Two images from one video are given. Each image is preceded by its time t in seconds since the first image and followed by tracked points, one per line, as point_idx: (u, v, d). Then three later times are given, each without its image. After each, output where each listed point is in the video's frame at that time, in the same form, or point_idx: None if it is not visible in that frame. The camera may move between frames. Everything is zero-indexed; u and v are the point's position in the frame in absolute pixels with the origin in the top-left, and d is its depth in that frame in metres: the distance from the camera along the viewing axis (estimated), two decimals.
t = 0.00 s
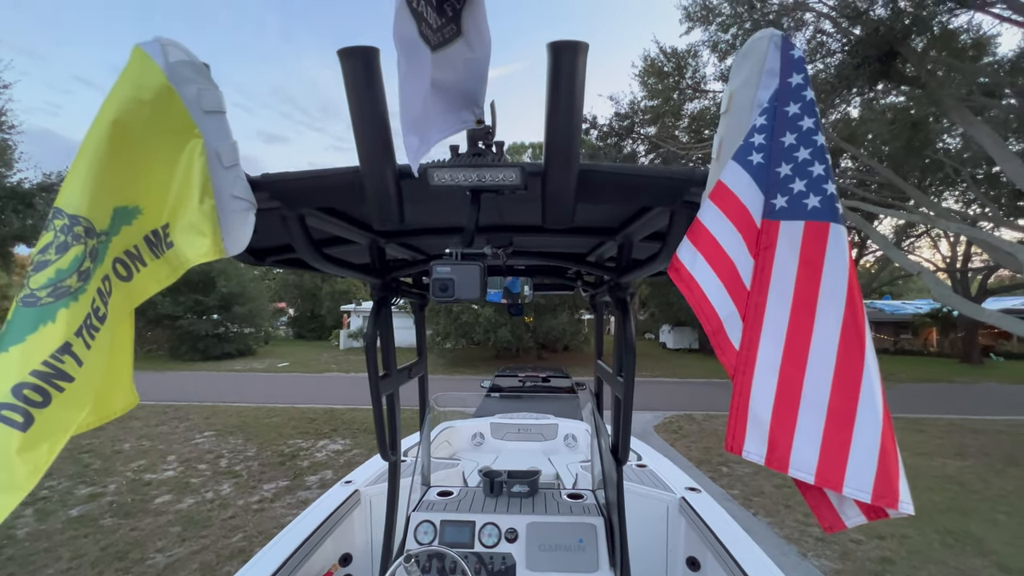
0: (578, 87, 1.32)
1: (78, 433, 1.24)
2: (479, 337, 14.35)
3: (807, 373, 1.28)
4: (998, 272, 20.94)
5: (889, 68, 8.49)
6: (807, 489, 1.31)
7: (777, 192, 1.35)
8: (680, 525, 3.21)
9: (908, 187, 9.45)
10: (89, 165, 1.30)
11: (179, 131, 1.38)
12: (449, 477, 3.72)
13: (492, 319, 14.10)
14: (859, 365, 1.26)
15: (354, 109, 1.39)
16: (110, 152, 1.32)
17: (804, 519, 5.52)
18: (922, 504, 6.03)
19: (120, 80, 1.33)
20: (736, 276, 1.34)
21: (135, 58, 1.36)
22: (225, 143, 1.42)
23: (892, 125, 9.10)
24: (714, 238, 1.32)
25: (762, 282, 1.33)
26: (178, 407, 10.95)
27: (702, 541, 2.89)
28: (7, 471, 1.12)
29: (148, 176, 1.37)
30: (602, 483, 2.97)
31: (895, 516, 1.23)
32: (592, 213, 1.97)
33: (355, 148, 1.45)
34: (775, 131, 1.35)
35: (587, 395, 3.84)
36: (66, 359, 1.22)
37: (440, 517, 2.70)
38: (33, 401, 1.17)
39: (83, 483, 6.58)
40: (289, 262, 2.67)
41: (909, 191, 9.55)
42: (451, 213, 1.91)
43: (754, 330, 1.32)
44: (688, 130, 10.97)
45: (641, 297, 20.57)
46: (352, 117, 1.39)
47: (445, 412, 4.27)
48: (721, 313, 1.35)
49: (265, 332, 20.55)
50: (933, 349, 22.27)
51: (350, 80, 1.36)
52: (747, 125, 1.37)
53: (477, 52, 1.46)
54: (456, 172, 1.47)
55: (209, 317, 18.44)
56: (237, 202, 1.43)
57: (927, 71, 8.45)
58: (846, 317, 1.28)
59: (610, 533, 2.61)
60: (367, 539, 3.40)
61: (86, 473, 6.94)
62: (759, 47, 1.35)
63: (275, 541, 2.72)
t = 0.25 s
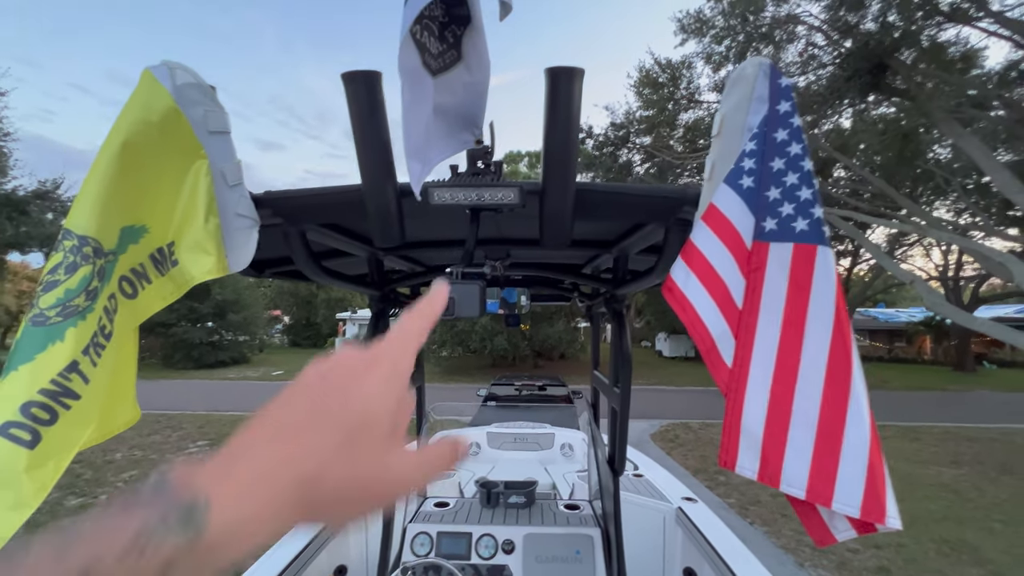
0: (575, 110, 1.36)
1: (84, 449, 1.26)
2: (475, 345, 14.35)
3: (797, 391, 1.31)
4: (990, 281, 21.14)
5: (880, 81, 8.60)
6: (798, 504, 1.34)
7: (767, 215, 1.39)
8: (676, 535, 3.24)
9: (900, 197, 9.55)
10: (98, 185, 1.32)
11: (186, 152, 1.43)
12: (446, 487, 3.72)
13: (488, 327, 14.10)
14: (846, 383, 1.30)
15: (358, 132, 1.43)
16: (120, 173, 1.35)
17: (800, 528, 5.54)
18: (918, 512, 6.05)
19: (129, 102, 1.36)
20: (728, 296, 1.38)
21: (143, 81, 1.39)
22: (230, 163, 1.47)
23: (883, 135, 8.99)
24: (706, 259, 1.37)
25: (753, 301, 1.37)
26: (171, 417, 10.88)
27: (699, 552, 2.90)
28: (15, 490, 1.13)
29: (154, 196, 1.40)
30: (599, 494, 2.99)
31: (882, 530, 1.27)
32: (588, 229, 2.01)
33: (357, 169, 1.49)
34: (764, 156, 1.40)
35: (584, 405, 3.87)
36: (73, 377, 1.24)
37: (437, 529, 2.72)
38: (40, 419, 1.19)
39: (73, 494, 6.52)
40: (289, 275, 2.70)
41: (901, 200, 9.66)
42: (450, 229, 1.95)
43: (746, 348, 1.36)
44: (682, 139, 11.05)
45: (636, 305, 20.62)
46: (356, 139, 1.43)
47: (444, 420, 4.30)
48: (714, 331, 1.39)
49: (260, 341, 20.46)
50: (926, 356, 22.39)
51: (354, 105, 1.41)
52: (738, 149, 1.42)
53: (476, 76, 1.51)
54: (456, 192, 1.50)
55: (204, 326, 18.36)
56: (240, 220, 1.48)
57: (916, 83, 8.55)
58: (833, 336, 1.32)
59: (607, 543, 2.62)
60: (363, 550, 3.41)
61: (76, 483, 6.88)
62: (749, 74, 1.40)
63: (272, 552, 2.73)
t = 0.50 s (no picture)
0: (559, 123, 1.39)
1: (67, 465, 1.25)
2: (469, 352, 14.34)
3: (776, 397, 1.34)
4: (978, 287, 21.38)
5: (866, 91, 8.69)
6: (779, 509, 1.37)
7: (745, 224, 1.42)
8: (670, 543, 3.22)
9: (888, 204, 9.68)
10: (86, 196, 1.35)
11: (176, 162, 1.40)
12: (439, 496, 3.72)
13: (482, 335, 14.10)
14: (823, 389, 1.32)
15: (346, 143, 1.44)
16: (107, 184, 1.37)
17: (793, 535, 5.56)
18: (910, 518, 6.09)
19: (119, 114, 1.37)
20: (708, 304, 1.42)
21: (134, 92, 1.39)
22: (218, 172, 1.42)
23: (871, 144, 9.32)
24: (687, 267, 1.40)
25: (733, 309, 1.40)
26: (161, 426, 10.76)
27: (692, 560, 2.89)
28: None
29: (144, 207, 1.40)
30: (592, 502, 2.99)
31: (859, 534, 1.29)
32: (576, 238, 2.03)
33: (346, 178, 1.50)
34: (742, 167, 1.43)
35: (575, 412, 3.88)
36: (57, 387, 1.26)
37: (428, 538, 2.72)
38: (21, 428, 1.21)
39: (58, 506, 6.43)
40: (279, 283, 2.70)
41: (889, 208, 9.78)
42: (440, 238, 1.96)
43: (726, 355, 1.38)
44: (674, 148, 11.15)
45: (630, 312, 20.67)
46: (344, 150, 1.45)
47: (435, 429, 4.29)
48: (695, 338, 1.42)
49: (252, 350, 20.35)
50: (918, 362, 22.57)
51: (341, 116, 1.43)
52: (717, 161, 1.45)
53: (462, 89, 1.55)
54: (443, 202, 1.52)
55: (195, 334, 18.25)
56: (229, 229, 1.42)
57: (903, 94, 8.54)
58: (809, 343, 1.35)
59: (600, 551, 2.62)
60: (353, 560, 3.40)
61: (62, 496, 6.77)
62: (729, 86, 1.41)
63: (263, 562, 2.73)
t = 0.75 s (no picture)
0: (548, 129, 1.40)
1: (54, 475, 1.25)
2: (464, 357, 14.31)
3: (761, 399, 1.35)
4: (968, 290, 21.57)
5: (855, 97, 8.78)
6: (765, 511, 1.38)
7: (730, 230, 1.44)
8: (664, 546, 3.22)
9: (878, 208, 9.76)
10: (72, 203, 1.37)
11: (165, 168, 1.40)
12: (434, 501, 3.67)
13: (477, 339, 14.07)
14: (806, 391, 1.34)
15: (336, 149, 1.45)
16: (95, 191, 1.38)
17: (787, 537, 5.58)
18: (903, 519, 6.12)
19: (107, 120, 1.38)
20: (695, 308, 1.43)
21: (123, 99, 1.40)
22: (208, 178, 1.42)
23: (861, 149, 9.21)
24: (673, 271, 1.42)
25: (719, 312, 1.41)
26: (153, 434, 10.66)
27: (686, 563, 2.90)
28: None
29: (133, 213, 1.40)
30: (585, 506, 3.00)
31: (844, 535, 1.30)
32: (567, 243, 2.04)
33: (335, 184, 1.50)
34: (727, 173, 1.46)
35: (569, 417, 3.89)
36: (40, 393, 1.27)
37: (422, 544, 2.71)
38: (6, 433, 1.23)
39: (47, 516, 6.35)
40: (270, 288, 2.69)
41: (880, 211, 9.86)
42: (431, 243, 1.97)
43: (712, 358, 1.39)
44: (667, 152, 11.19)
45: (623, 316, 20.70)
46: (334, 156, 1.45)
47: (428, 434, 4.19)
48: (681, 342, 1.43)
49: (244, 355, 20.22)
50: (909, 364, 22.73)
51: (332, 121, 1.43)
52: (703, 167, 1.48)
53: (452, 96, 1.56)
54: (433, 208, 1.53)
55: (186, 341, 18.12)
56: (219, 235, 1.42)
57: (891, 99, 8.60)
58: (794, 346, 1.36)
59: (594, 555, 2.62)
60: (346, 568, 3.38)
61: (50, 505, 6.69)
62: (713, 94, 1.45)
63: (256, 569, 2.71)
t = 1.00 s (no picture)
0: (545, 129, 1.39)
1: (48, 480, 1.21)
2: (462, 358, 14.28)
3: (758, 397, 1.35)
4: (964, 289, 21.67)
5: (851, 97, 8.79)
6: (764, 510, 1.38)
7: (727, 228, 1.43)
8: (662, 546, 3.23)
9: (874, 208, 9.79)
10: (66, 202, 1.34)
11: (160, 168, 1.40)
12: (431, 502, 3.68)
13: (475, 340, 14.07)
14: (803, 389, 1.34)
15: (332, 149, 1.45)
16: (88, 190, 1.36)
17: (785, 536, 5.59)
18: (900, 518, 6.13)
19: (101, 118, 1.37)
20: (692, 307, 1.43)
21: (117, 98, 1.39)
22: (203, 177, 1.43)
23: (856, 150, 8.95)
24: (671, 270, 1.42)
25: (716, 311, 1.41)
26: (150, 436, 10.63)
27: (684, 563, 2.89)
28: None
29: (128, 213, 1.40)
30: (584, 506, 2.99)
31: (842, 533, 1.30)
32: (565, 243, 2.04)
33: (331, 182, 1.50)
34: (724, 172, 1.45)
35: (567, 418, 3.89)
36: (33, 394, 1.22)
37: (420, 545, 2.70)
38: None
39: (43, 519, 6.32)
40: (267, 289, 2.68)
41: (876, 211, 9.89)
42: (428, 242, 1.96)
43: (709, 356, 1.40)
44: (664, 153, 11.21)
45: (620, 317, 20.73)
46: (330, 155, 1.45)
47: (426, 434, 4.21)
48: (678, 340, 1.44)
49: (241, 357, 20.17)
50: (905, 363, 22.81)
51: (327, 120, 1.42)
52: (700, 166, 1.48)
53: (448, 95, 1.56)
54: (430, 207, 1.52)
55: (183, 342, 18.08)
56: (213, 235, 1.43)
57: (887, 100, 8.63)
58: (791, 344, 1.36)
59: (592, 556, 2.62)
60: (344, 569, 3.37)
61: (46, 508, 6.66)
62: (709, 94, 1.45)
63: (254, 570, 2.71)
